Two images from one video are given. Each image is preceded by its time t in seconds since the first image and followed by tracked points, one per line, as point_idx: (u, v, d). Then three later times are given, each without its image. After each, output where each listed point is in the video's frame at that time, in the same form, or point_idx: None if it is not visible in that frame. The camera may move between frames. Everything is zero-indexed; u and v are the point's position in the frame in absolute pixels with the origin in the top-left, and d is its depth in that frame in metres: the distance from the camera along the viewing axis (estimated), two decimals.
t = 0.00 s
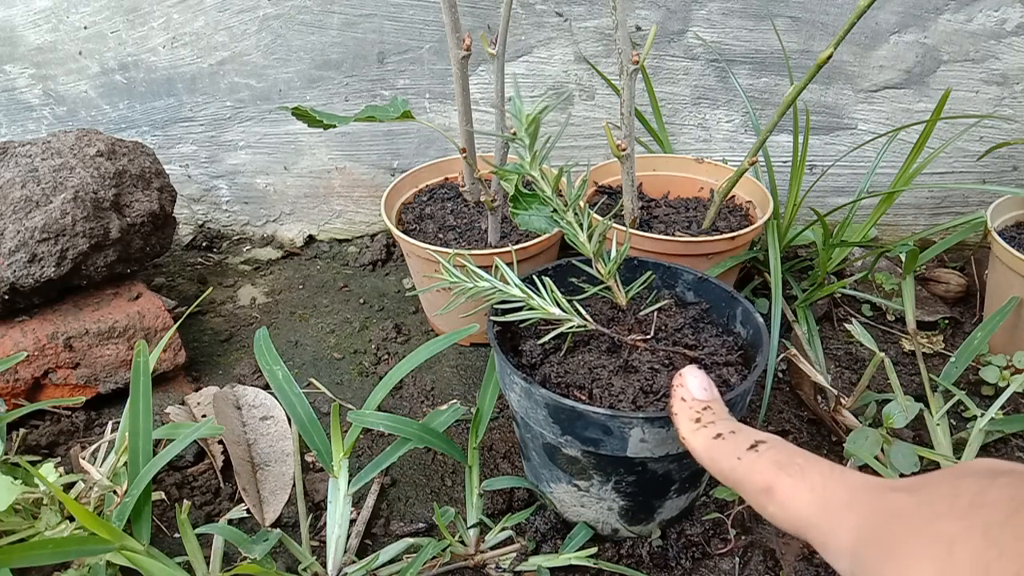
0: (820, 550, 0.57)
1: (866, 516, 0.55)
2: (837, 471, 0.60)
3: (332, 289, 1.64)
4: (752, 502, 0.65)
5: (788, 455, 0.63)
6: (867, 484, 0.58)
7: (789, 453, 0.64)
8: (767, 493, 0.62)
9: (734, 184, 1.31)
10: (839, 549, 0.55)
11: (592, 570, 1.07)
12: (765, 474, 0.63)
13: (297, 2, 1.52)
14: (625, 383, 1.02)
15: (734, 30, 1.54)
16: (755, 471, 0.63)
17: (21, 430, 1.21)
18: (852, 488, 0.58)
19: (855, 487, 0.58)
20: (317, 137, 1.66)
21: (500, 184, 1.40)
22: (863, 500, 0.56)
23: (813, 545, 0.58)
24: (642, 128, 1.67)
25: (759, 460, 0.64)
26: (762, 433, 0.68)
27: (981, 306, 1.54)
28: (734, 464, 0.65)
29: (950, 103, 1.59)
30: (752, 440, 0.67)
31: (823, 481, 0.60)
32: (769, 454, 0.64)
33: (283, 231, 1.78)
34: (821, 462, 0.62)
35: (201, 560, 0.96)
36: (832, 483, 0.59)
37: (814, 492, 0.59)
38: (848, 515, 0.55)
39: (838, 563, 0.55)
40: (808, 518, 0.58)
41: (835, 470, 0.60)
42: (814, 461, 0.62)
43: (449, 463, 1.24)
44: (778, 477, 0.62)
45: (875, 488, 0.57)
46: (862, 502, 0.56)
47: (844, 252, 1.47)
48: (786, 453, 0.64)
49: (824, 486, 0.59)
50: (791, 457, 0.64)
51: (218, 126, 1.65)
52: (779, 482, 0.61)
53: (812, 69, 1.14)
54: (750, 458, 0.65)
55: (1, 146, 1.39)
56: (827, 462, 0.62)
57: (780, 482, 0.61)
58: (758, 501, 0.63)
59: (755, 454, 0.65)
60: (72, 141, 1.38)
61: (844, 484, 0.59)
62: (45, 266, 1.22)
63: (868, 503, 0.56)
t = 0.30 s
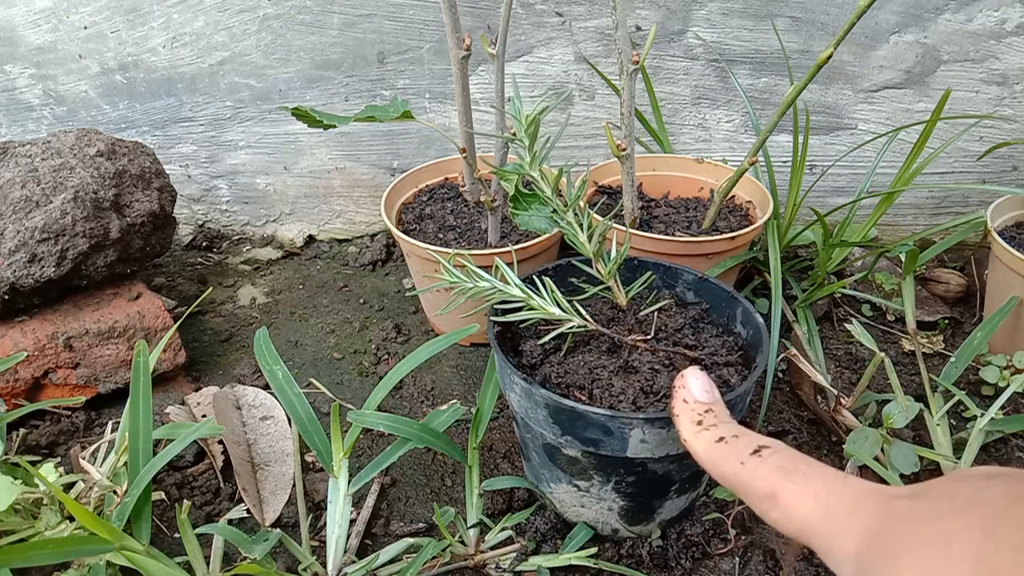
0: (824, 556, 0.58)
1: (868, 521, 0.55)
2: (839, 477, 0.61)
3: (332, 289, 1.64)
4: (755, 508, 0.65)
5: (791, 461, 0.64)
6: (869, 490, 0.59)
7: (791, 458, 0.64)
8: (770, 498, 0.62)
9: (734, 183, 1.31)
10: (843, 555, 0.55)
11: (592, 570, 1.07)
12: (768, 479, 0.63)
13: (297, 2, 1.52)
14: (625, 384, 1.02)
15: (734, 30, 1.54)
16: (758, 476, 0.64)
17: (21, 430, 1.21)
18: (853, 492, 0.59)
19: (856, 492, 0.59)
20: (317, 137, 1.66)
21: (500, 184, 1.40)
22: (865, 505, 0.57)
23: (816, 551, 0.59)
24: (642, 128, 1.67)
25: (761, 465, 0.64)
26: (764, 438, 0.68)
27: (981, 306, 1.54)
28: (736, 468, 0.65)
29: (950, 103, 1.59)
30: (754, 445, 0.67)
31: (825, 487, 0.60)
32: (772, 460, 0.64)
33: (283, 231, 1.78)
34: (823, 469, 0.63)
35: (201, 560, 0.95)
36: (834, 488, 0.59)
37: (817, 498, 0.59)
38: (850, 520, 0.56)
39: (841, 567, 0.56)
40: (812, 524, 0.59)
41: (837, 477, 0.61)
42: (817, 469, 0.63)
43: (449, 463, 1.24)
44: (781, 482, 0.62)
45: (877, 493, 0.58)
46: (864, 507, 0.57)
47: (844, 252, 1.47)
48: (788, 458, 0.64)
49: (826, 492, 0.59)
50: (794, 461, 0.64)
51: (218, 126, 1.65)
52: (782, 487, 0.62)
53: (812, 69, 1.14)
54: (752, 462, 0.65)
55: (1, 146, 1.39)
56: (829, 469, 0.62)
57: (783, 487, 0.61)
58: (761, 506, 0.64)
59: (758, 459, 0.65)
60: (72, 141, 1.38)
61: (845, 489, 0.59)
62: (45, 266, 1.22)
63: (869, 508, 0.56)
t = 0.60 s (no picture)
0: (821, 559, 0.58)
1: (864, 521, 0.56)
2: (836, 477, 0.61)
3: (332, 289, 1.64)
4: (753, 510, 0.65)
5: (791, 464, 0.63)
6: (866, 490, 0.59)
7: (790, 460, 0.64)
8: (769, 501, 0.62)
9: (734, 183, 1.31)
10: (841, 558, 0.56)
11: (592, 570, 1.07)
12: (768, 482, 0.63)
13: (297, 2, 1.52)
14: (625, 384, 1.02)
15: (734, 30, 1.54)
16: (758, 479, 0.63)
17: (21, 430, 1.21)
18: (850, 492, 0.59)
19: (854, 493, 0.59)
20: (317, 137, 1.66)
21: (500, 184, 1.40)
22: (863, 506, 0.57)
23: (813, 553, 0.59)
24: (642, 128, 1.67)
25: (761, 468, 0.64)
26: (763, 441, 0.68)
27: (981, 306, 1.54)
28: (735, 471, 0.65)
29: (950, 103, 1.59)
30: (753, 447, 0.67)
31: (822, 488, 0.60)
32: (772, 463, 0.64)
33: (283, 231, 1.78)
34: (822, 471, 0.62)
35: (201, 560, 0.96)
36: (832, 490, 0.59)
37: (816, 501, 0.59)
38: (848, 521, 0.56)
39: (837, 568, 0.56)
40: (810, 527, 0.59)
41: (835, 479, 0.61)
42: (816, 471, 0.62)
43: (449, 463, 1.24)
44: (780, 485, 0.62)
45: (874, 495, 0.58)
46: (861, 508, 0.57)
47: (844, 252, 1.47)
48: (786, 460, 0.64)
49: (825, 494, 0.59)
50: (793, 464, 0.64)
51: (218, 126, 1.65)
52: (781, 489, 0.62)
53: (812, 69, 1.14)
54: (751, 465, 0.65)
55: (1, 146, 1.39)
56: (827, 472, 0.62)
57: (782, 490, 0.61)
58: (759, 509, 0.63)
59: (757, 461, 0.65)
60: (72, 141, 1.38)
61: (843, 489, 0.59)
62: (45, 266, 1.22)
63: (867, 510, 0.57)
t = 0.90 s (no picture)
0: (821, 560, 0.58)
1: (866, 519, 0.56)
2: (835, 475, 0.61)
3: (332, 289, 1.64)
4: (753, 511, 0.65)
5: (791, 464, 0.63)
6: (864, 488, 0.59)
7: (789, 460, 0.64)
8: (769, 502, 0.62)
9: (734, 183, 1.31)
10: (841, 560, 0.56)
11: (592, 570, 1.07)
12: (768, 483, 0.63)
13: (297, 2, 1.52)
14: (625, 384, 1.02)
15: (734, 30, 1.54)
16: (758, 480, 0.63)
17: (21, 430, 1.21)
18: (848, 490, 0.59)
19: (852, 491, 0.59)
20: (317, 137, 1.66)
21: (501, 184, 1.40)
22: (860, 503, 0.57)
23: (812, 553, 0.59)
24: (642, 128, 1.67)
25: (761, 468, 0.64)
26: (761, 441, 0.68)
27: (981, 306, 1.54)
28: (735, 472, 0.65)
29: (950, 103, 1.59)
30: (753, 448, 0.67)
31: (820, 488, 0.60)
32: (772, 463, 0.64)
33: (283, 231, 1.78)
34: (822, 471, 0.63)
35: (201, 560, 0.96)
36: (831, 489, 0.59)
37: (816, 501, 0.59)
38: (848, 520, 0.56)
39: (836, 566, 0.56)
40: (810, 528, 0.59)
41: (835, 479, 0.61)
42: (816, 471, 0.63)
43: (449, 463, 1.24)
44: (779, 486, 0.62)
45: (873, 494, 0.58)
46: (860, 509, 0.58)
47: (844, 252, 1.47)
48: (785, 460, 0.64)
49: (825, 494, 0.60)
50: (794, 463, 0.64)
51: (218, 126, 1.65)
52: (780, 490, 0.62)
53: (812, 70, 1.14)
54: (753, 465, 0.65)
55: (1, 146, 1.39)
56: (827, 472, 0.62)
57: (782, 491, 0.61)
58: (760, 509, 0.64)
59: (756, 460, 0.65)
60: (72, 141, 1.38)
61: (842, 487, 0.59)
62: (45, 266, 1.22)
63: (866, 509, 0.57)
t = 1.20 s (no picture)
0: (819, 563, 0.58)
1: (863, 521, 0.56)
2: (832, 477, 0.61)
3: (332, 289, 1.64)
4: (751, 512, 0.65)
5: (789, 467, 0.64)
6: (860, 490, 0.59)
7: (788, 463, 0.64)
8: (767, 504, 0.62)
9: (734, 183, 1.31)
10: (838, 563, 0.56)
11: (592, 569, 1.07)
12: (766, 485, 0.63)
13: (297, 2, 1.52)
14: (625, 384, 1.02)
15: (734, 30, 1.54)
16: (756, 482, 0.64)
17: (21, 430, 1.21)
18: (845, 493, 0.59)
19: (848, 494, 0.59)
20: (317, 137, 1.67)
21: (501, 184, 1.40)
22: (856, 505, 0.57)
23: (810, 557, 0.59)
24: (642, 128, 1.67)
25: (760, 470, 0.64)
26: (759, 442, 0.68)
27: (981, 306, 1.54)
28: (734, 474, 0.65)
29: (950, 103, 1.59)
30: (752, 450, 0.67)
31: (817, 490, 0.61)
32: (771, 466, 0.64)
33: (283, 231, 1.78)
34: (821, 473, 0.63)
35: (201, 560, 0.96)
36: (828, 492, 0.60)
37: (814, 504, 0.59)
38: (846, 523, 0.56)
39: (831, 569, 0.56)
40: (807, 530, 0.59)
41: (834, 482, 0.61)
42: (815, 473, 0.63)
43: (449, 463, 1.24)
44: (778, 488, 0.62)
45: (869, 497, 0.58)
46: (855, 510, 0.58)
47: (844, 252, 1.47)
48: (783, 463, 0.64)
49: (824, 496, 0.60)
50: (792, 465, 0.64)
51: (218, 126, 1.65)
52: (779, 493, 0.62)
53: (812, 70, 1.14)
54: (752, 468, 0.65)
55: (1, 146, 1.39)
56: (826, 474, 0.62)
57: (780, 494, 0.62)
58: (758, 511, 0.64)
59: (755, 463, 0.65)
60: (72, 141, 1.38)
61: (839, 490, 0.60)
62: (45, 266, 1.22)
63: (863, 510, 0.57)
